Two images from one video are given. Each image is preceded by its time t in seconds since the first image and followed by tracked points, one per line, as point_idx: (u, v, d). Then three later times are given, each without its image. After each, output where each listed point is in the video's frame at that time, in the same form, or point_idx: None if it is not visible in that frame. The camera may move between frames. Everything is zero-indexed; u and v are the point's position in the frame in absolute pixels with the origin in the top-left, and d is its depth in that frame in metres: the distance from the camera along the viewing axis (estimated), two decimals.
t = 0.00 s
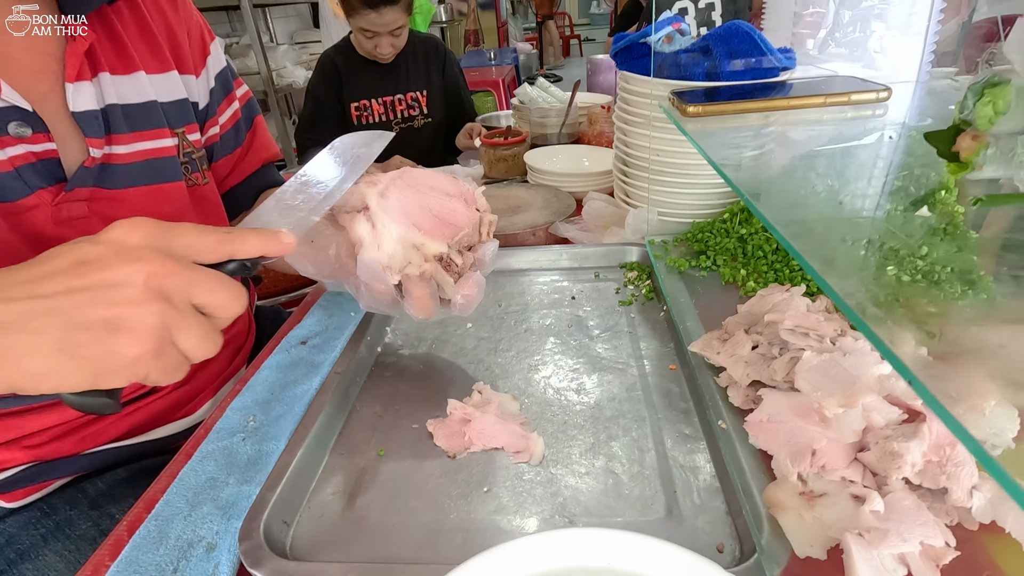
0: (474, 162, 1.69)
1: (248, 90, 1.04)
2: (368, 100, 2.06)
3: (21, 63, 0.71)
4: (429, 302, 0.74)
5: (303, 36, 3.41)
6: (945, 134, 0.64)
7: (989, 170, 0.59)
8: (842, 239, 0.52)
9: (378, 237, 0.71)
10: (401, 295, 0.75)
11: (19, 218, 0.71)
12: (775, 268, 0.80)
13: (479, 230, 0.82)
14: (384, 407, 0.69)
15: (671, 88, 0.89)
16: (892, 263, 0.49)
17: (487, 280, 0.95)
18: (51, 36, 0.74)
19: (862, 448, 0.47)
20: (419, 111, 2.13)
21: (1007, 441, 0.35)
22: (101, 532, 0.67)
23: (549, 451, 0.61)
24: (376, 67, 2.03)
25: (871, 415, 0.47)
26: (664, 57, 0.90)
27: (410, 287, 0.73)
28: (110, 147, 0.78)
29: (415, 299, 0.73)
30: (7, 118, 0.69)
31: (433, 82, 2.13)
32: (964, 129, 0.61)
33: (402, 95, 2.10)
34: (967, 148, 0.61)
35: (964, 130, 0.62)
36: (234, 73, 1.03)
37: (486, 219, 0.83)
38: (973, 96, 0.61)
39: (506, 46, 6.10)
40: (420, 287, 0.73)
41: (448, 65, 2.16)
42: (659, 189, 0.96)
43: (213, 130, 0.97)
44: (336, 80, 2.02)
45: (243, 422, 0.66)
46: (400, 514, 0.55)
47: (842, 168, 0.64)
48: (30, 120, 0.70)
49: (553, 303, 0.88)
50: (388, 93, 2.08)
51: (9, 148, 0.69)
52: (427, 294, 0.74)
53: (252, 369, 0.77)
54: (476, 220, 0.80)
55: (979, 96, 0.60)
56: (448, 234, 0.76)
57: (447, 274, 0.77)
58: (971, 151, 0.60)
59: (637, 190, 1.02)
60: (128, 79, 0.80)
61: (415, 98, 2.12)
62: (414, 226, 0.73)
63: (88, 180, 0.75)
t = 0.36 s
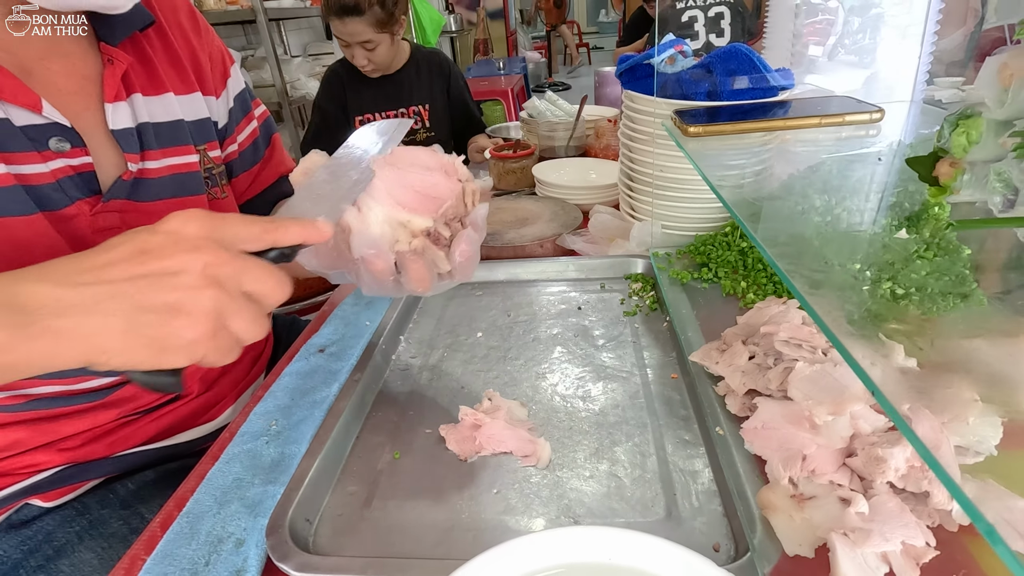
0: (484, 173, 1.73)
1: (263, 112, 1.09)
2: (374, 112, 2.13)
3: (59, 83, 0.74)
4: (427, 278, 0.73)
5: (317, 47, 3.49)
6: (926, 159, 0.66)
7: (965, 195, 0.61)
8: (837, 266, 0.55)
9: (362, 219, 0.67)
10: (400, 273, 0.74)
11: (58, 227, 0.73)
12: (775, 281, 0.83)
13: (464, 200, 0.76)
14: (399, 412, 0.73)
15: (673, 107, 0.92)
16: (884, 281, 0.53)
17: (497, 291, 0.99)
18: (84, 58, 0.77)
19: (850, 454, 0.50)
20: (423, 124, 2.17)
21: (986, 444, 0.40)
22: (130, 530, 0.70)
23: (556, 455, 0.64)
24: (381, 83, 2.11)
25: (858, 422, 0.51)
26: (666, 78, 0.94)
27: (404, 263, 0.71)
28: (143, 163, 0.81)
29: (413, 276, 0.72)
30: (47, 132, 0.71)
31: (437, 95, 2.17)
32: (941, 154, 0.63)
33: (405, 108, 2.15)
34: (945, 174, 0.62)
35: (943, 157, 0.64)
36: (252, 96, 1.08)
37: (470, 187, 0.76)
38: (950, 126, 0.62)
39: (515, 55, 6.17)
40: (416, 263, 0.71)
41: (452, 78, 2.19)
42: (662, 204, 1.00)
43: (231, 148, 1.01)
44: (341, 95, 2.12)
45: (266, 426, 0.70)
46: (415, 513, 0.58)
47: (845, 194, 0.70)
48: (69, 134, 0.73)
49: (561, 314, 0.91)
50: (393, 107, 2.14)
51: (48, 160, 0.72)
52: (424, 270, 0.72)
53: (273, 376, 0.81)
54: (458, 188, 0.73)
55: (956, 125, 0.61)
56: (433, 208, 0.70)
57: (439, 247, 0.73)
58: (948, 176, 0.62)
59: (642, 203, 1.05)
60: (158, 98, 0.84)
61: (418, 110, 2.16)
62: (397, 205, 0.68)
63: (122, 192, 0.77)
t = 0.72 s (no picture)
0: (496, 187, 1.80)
1: (292, 137, 1.16)
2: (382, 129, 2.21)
3: (112, 117, 0.82)
4: (440, 288, 0.80)
5: (333, 62, 3.59)
6: (898, 194, 0.77)
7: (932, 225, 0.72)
8: (830, 289, 0.66)
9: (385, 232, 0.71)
10: (415, 285, 0.78)
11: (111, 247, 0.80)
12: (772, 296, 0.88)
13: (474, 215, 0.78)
14: (420, 418, 0.79)
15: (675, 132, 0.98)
16: (872, 303, 0.62)
17: (509, 304, 1.05)
18: (134, 93, 0.85)
19: (833, 458, 0.55)
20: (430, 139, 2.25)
21: (960, 450, 0.44)
22: (174, 524, 0.77)
23: (565, 459, 0.69)
24: (388, 101, 2.19)
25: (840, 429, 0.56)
26: (669, 105, 1.01)
27: (420, 276, 0.76)
28: (184, 187, 0.88)
29: (428, 288, 0.78)
30: (102, 162, 0.78)
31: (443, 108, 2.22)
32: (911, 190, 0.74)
33: (413, 124, 2.21)
34: (915, 207, 0.73)
35: (913, 191, 0.75)
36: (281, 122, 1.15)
37: (480, 204, 0.78)
38: (918, 164, 0.76)
39: (525, 66, 6.27)
40: (431, 275, 0.77)
41: (460, 94, 2.24)
42: (665, 222, 1.05)
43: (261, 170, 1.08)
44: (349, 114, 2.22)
45: (297, 430, 0.76)
46: (436, 511, 0.64)
47: (840, 215, 0.78)
48: (123, 164, 0.79)
49: (570, 326, 0.97)
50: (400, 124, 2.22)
51: (104, 187, 0.79)
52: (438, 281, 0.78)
53: (302, 384, 0.87)
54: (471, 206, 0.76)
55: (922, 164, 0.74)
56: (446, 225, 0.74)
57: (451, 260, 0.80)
58: (918, 209, 0.73)
59: (647, 221, 1.11)
60: (196, 128, 0.91)
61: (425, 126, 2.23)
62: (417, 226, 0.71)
63: (165, 215, 0.85)
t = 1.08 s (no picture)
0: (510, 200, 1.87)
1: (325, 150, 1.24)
2: (398, 142, 2.29)
3: (164, 140, 0.89)
4: (475, 306, 0.88)
5: (352, 77, 3.71)
6: (873, 214, 0.81)
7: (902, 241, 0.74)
8: (823, 298, 0.73)
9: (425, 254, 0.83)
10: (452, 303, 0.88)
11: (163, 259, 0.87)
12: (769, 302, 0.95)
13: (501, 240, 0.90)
14: (441, 415, 0.86)
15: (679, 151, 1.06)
16: (863, 307, 0.68)
17: (523, 311, 1.12)
18: (184, 117, 0.92)
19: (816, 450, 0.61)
20: (444, 151, 2.35)
21: (937, 447, 0.48)
22: (218, 509, 0.85)
23: (575, 451, 0.76)
24: (402, 116, 2.27)
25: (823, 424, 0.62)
26: (674, 126, 1.10)
27: (456, 297, 0.86)
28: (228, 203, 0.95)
29: (465, 307, 0.87)
30: (155, 182, 0.85)
31: (456, 123, 2.34)
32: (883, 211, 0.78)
33: (427, 138, 2.31)
34: (887, 225, 0.76)
35: (886, 212, 0.79)
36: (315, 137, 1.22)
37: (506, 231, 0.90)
38: (886, 187, 0.81)
39: (538, 78, 6.38)
40: (467, 296, 0.86)
41: (470, 107, 2.36)
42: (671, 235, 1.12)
43: (297, 184, 1.15)
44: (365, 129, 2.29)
45: (331, 425, 0.83)
46: (458, 497, 0.71)
47: (835, 227, 0.85)
48: (173, 184, 0.86)
49: (580, 332, 1.03)
50: (415, 138, 2.31)
51: (157, 204, 0.86)
52: (473, 300, 0.87)
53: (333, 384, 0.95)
54: (496, 234, 0.88)
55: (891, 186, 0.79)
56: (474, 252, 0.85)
57: (482, 284, 0.88)
58: (889, 227, 0.76)
59: (654, 233, 1.18)
60: (239, 147, 0.98)
61: (439, 139, 2.33)
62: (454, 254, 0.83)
63: (211, 229, 0.92)
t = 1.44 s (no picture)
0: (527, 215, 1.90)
1: (342, 159, 1.26)
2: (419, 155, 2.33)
3: (192, 167, 0.93)
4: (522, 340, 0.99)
5: (370, 92, 3.78)
6: (885, 241, 0.83)
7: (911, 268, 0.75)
8: (838, 318, 0.75)
9: (449, 300, 0.88)
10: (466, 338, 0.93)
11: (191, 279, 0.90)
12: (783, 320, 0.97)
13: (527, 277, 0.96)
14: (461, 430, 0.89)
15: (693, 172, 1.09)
16: (877, 328, 0.69)
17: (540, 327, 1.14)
18: (207, 140, 0.96)
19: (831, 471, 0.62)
20: (464, 165, 2.39)
21: (949, 469, 0.50)
22: (245, 520, 0.88)
23: (592, 467, 0.78)
24: (424, 129, 2.31)
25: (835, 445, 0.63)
26: (688, 148, 1.12)
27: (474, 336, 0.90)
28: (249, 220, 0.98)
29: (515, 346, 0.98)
30: (185, 207, 0.88)
31: (478, 140, 2.38)
32: (894, 239, 0.77)
33: (448, 152, 2.35)
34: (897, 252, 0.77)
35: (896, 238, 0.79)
36: (331, 146, 1.25)
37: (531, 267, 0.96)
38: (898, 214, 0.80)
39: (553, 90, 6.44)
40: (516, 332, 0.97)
41: (491, 123, 2.40)
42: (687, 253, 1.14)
43: (318, 196, 1.18)
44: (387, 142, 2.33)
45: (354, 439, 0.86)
46: (478, 510, 0.73)
47: (848, 249, 0.87)
48: (201, 208, 0.90)
49: (596, 348, 1.05)
50: (437, 151, 2.34)
51: (187, 227, 0.88)
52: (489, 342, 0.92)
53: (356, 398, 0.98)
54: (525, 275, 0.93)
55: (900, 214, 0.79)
56: (506, 292, 0.89)
57: (509, 323, 0.92)
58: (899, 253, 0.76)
59: (669, 251, 1.20)
60: (257, 165, 1.01)
61: (459, 153, 2.37)
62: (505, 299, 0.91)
63: (235, 245, 0.95)
